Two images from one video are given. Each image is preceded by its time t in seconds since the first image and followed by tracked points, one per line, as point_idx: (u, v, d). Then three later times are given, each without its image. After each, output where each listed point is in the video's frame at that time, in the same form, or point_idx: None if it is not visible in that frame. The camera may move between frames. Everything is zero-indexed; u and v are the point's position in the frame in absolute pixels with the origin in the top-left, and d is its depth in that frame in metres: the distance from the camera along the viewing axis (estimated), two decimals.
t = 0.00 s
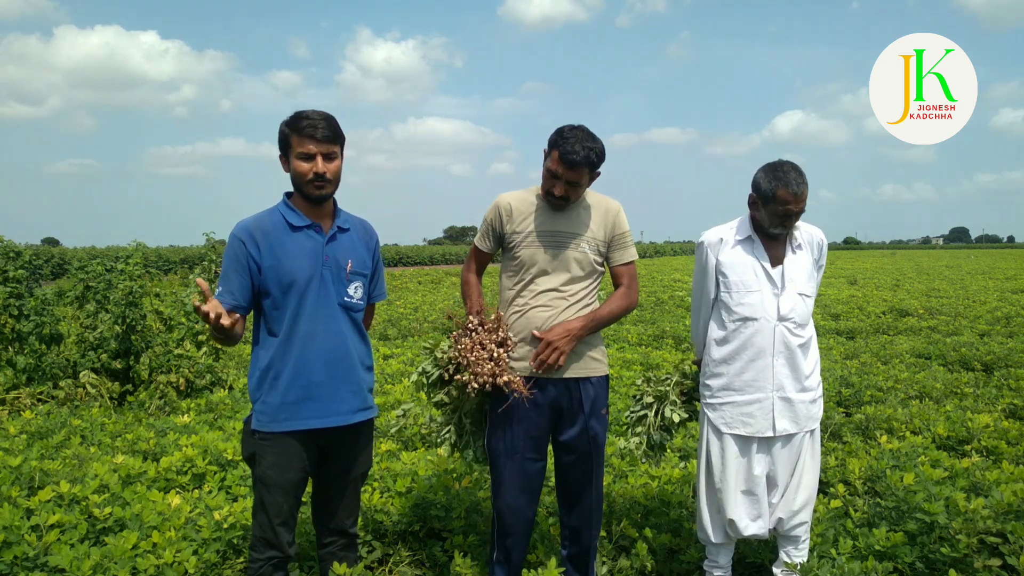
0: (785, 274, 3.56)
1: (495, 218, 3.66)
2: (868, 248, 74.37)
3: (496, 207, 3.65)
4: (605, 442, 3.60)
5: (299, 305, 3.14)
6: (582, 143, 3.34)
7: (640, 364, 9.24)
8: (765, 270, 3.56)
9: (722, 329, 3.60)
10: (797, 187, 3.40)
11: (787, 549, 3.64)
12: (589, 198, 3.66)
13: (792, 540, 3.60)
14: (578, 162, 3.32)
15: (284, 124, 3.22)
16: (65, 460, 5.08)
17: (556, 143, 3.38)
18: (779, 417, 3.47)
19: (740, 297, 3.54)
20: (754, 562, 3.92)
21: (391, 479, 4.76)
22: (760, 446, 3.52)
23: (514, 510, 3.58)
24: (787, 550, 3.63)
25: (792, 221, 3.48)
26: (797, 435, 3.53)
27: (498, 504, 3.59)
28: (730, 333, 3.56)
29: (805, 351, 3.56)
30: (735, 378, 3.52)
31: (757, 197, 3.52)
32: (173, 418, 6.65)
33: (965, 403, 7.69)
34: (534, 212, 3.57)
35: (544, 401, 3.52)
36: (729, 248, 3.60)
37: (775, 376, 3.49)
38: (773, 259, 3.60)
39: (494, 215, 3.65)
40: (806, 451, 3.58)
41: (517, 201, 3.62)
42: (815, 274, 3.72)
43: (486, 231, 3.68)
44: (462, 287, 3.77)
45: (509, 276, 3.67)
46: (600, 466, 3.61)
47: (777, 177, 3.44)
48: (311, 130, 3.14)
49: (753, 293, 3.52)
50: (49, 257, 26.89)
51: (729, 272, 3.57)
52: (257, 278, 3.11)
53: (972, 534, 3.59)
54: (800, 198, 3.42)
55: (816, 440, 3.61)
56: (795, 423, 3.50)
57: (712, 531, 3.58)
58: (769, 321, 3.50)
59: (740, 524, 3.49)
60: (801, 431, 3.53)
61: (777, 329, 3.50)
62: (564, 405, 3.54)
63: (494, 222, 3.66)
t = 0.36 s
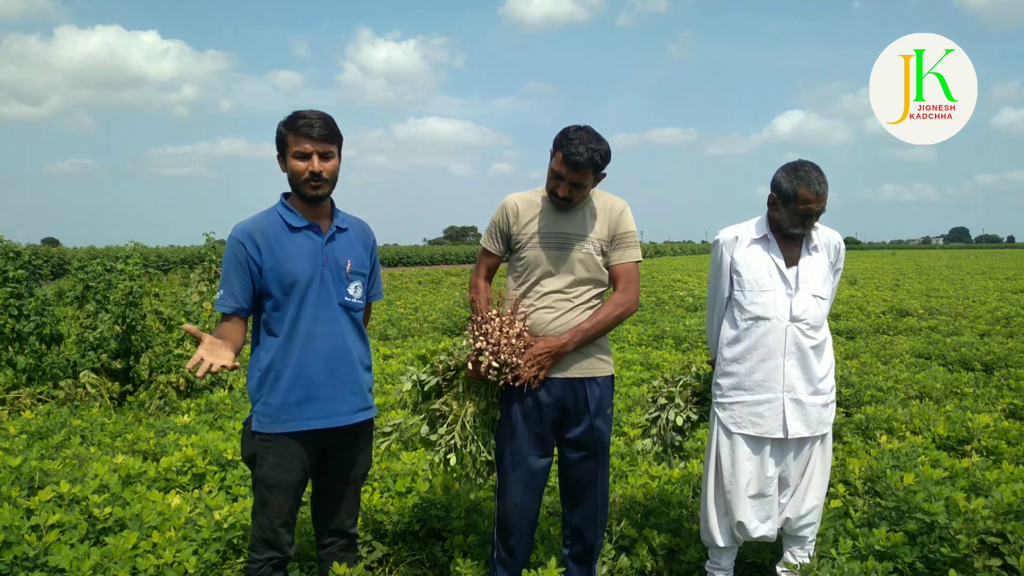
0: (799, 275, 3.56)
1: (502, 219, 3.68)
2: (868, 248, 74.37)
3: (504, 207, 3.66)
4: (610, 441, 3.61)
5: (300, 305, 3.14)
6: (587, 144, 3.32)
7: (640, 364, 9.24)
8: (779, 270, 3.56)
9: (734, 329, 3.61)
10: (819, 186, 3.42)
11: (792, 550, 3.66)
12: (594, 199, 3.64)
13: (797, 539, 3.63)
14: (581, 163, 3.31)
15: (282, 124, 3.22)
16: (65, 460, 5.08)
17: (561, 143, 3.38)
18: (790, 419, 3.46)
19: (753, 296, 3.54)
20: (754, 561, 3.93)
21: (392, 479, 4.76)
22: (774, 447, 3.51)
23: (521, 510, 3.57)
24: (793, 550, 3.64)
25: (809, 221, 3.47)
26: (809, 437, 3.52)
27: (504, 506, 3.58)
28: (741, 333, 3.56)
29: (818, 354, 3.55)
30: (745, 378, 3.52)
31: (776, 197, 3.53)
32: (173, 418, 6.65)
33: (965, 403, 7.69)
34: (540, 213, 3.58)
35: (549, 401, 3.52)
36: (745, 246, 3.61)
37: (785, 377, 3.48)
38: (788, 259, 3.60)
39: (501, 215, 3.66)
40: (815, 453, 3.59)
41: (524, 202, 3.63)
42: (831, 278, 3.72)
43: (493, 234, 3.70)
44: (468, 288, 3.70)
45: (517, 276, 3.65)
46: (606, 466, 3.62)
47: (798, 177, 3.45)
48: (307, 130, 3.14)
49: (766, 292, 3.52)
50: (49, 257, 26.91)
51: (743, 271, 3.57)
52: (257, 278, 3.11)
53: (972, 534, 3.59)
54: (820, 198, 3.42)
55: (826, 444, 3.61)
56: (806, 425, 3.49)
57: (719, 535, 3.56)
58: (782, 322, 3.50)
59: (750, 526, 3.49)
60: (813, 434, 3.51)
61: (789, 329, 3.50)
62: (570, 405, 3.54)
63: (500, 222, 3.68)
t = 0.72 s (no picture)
0: (810, 277, 3.56)
1: (508, 212, 3.74)
2: (868, 248, 74.38)
3: (511, 201, 3.74)
4: (608, 441, 3.62)
5: (300, 304, 3.14)
6: (575, 129, 3.36)
7: (641, 364, 9.25)
8: (789, 270, 3.56)
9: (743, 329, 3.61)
10: (831, 184, 3.42)
11: (794, 549, 3.66)
12: (598, 199, 3.64)
13: (802, 540, 3.63)
14: (570, 146, 3.34)
15: (281, 123, 3.23)
16: (65, 460, 5.08)
17: (549, 133, 3.41)
18: (797, 420, 3.46)
19: (762, 297, 3.55)
20: (754, 562, 3.93)
21: (392, 479, 4.76)
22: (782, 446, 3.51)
23: (516, 507, 3.61)
24: (795, 550, 3.65)
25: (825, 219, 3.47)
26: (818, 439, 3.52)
27: (499, 500, 3.64)
28: (750, 334, 3.56)
29: (828, 356, 3.54)
30: (754, 378, 3.53)
31: (790, 196, 3.52)
32: (173, 418, 6.65)
33: (965, 403, 7.69)
34: (543, 210, 3.61)
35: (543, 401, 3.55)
36: (756, 246, 3.62)
37: (794, 379, 3.48)
38: (798, 260, 3.60)
39: (506, 208, 3.74)
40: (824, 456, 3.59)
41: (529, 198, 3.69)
42: (842, 280, 3.71)
43: (498, 226, 3.75)
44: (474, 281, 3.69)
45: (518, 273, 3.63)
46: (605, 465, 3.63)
47: (809, 176, 3.45)
48: (304, 125, 3.16)
49: (776, 293, 3.52)
50: (49, 257, 26.91)
51: (753, 272, 3.58)
52: (257, 277, 3.11)
53: (972, 534, 3.60)
54: (833, 195, 3.42)
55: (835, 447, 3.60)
56: (814, 427, 3.49)
57: (728, 539, 3.52)
58: (792, 323, 3.50)
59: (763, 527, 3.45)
60: (821, 436, 3.51)
61: (799, 330, 3.50)
62: (564, 406, 3.55)
63: (506, 215, 3.74)
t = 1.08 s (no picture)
0: (813, 277, 3.56)
1: (502, 210, 3.74)
2: (868, 248, 74.39)
3: (506, 199, 3.74)
4: (605, 441, 3.61)
5: (299, 304, 3.14)
6: (563, 121, 3.40)
7: (641, 364, 9.25)
8: (793, 270, 3.57)
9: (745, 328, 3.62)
10: (836, 186, 3.42)
11: (794, 550, 3.66)
12: (594, 198, 3.63)
13: (802, 540, 3.63)
14: (561, 137, 3.36)
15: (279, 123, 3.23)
16: (65, 460, 5.08)
17: (540, 130, 3.44)
18: (796, 420, 3.47)
19: (765, 296, 3.55)
20: (754, 561, 3.93)
21: (392, 479, 4.76)
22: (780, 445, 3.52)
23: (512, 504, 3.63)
24: (795, 549, 3.65)
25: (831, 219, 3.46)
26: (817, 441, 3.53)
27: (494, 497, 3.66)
28: (752, 333, 3.57)
29: (830, 357, 3.53)
30: (755, 377, 3.53)
31: (795, 197, 3.52)
32: (172, 418, 6.65)
33: (965, 403, 7.69)
34: (537, 210, 3.62)
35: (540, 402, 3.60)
36: (759, 246, 3.63)
37: (795, 379, 3.48)
38: (802, 261, 3.60)
39: (502, 207, 3.73)
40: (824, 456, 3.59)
41: (523, 197, 3.70)
42: (845, 282, 3.70)
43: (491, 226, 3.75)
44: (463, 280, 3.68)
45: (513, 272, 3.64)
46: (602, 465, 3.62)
47: (816, 177, 3.44)
48: (302, 125, 3.16)
49: (779, 293, 3.53)
50: (49, 257, 26.91)
51: (756, 271, 3.59)
52: (256, 277, 3.11)
53: (972, 534, 3.60)
54: (838, 196, 3.42)
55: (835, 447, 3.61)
56: (813, 428, 3.49)
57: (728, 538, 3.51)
58: (794, 323, 3.50)
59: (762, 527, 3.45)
60: (820, 437, 3.51)
61: (801, 330, 3.49)
62: (560, 408, 3.57)
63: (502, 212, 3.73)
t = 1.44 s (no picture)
0: (809, 277, 3.56)
1: (490, 213, 3.75)
2: (868, 248, 74.41)
3: (494, 202, 3.76)
4: (599, 442, 3.62)
5: (299, 304, 3.14)
6: (549, 114, 3.43)
7: (641, 364, 9.25)
8: (787, 270, 3.57)
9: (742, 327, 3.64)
10: (832, 187, 3.40)
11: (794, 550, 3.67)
12: (583, 194, 3.64)
13: (802, 541, 3.62)
14: (546, 129, 3.38)
15: (279, 122, 3.22)
16: (65, 460, 5.08)
17: (525, 124, 3.46)
18: (789, 420, 3.47)
19: (759, 296, 3.57)
20: (754, 561, 3.92)
21: (392, 479, 4.76)
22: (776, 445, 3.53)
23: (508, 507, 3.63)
24: (795, 550, 3.65)
25: (823, 220, 3.46)
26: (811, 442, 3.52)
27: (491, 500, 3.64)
28: (747, 332, 3.59)
29: (826, 358, 3.52)
30: (749, 376, 3.56)
31: (790, 196, 3.53)
32: (172, 418, 6.65)
33: (965, 403, 7.70)
34: (523, 210, 3.65)
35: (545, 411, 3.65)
36: (755, 245, 3.65)
37: (789, 378, 3.49)
38: (798, 261, 3.60)
39: (490, 209, 3.74)
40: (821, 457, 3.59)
41: (511, 199, 3.72)
42: (844, 282, 3.68)
43: (477, 231, 3.76)
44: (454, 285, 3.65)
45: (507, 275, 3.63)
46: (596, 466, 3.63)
47: (810, 177, 3.43)
48: (303, 123, 3.15)
49: (774, 292, 3.53)
50: (49, 257, 26.91)
51: (751, 271, 3.61)
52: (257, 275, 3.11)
53: (972, 534, 3.60)
54: (832, 197, 3.41)
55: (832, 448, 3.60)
56: (807, 428, 3.49)
57: (722, 537, 3.52)
58: (788, 322, 3.50)
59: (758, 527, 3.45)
60: (814, 438, 3.50)
61: (795, 330, 3.50)
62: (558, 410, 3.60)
63: (490, 216, 3.74)
